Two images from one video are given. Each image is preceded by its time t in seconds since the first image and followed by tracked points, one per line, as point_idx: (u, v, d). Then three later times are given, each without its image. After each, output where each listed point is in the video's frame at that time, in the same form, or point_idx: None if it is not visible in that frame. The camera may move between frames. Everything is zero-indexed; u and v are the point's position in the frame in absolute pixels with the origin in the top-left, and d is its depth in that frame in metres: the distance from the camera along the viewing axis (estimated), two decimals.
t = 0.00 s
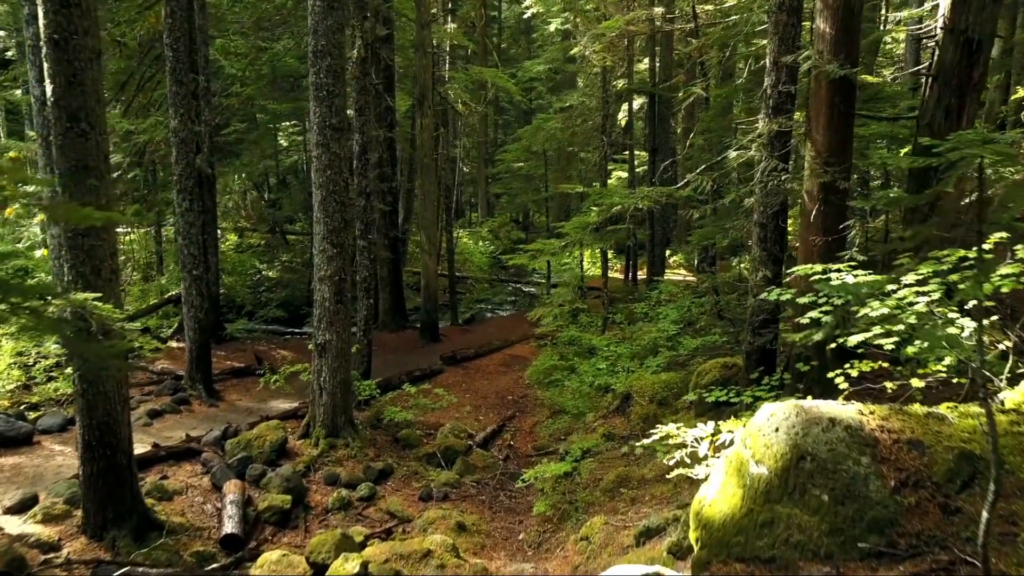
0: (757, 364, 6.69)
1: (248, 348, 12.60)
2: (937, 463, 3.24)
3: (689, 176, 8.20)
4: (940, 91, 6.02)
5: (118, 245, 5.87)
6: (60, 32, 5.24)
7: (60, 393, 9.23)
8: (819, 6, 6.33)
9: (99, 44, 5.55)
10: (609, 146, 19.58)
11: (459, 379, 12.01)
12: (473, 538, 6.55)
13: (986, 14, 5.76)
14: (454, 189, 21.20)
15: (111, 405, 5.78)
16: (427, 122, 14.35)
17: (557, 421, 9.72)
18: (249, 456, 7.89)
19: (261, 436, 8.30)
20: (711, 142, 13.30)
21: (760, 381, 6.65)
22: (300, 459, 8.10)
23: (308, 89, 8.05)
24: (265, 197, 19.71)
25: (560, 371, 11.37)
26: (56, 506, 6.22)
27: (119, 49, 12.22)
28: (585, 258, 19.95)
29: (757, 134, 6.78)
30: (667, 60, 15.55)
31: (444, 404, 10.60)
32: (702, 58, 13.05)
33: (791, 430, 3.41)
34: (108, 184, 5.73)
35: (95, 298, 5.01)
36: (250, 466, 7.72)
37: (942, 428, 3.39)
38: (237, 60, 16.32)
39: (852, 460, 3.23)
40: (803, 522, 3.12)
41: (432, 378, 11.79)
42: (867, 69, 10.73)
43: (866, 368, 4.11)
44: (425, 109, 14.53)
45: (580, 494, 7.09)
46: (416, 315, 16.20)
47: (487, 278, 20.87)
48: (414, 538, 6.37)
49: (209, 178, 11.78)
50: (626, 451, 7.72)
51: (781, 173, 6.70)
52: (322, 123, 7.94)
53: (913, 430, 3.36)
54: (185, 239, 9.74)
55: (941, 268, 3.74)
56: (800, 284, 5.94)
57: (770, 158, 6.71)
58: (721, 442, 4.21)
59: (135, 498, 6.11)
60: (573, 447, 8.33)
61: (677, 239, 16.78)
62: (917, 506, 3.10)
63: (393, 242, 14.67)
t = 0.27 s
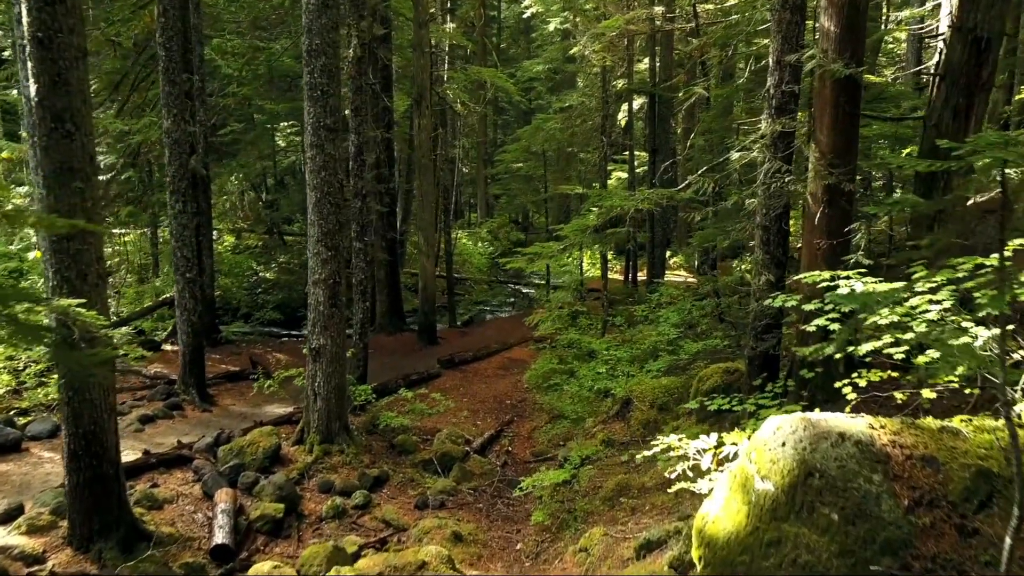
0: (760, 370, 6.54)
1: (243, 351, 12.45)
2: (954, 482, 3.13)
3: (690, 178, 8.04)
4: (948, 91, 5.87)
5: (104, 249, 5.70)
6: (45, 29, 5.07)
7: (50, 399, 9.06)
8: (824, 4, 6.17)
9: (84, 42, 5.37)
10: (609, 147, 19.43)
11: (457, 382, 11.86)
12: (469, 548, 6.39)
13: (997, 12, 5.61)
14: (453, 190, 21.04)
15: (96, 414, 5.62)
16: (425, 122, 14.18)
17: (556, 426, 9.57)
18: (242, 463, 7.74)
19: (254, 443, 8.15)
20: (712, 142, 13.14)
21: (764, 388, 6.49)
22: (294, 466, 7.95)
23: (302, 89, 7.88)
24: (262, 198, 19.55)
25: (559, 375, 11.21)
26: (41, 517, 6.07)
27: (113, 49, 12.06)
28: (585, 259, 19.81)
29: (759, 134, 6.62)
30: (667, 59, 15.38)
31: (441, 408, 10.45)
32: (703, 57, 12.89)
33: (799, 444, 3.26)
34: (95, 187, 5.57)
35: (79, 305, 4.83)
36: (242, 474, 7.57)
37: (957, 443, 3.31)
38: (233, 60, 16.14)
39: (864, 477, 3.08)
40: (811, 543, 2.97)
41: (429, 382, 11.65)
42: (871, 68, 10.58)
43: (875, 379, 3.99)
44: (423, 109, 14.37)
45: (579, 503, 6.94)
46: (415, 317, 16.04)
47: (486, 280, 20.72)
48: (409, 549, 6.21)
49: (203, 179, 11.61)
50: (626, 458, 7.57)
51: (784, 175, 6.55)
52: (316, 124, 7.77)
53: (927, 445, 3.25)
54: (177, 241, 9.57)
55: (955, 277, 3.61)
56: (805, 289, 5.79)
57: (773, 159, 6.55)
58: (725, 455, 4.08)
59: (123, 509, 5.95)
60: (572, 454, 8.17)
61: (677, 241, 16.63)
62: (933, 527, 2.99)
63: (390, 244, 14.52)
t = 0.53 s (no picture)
0: (764, 377, 6.38)
1: (237, 355, 12.27)
2: (974, 505, 3.00)
3: (692, 180, 7.87)
4: (958, 90, 5.72)
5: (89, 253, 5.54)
6: (24, 27, 4.90)
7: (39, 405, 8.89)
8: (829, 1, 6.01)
9: (67, 40, 5.20)
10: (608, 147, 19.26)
11: (454, 386, 11.69)
12: (465, 560, 6.20)
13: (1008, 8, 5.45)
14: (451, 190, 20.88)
15: (81, 423, 5.46)
16: (423, 122, 14.02)
17: (555, 431, 9.40)
18: (234, 470, 7.58)
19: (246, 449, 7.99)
20: (713, 143, 12.97)
21: (767, 395, 6.32)
22: (286, 473, 7.79)
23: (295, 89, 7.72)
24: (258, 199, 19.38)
25: (558, 379, 11.04)
26: (24, 529, 5.91)
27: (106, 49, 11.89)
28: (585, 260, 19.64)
29: (763, 135, 6.45)
30: (667, 59, 15.24)
31: (438, 413, 10.29)
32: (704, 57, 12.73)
33: (808, 462, 3.09)
34: (79, 189, 5.41)
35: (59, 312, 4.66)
36: (233, 481, 7.40)
37: (975, 462, 3.18)
38: (229, 59, 15.98)
39: (878, 499, 2.93)
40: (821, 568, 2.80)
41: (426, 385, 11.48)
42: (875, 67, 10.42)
43: (887, 390, 3.85)
44: (420, 109, 14.21)
45: (578, 513, 6.77)
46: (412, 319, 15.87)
47: (485, 281, 20.55)
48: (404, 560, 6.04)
49: (197, 181, 11.44)
50: (626, 466, 7.40)
51: (789, 177, 6.38)
52: (309, 124, 7.61)
53: (944, 464, 3.12)
54: (169, 243, 9.40)
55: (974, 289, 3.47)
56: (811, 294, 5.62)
57: (777, 161, 6.38)
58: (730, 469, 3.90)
59: (108, 520, 5.79)
60: (571, 461, 8.01)
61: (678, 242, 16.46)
62: (952, 553, 2.86)
63: (387, 245, 14.35)
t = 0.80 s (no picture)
0: (767, 382, 6.23)
1: (233, 358, 12.12)
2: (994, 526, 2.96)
3: (693, 181, 7.72)
4: (966, 89, 5.56)
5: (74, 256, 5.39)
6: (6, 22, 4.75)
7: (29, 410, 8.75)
8: None
9: (51, 37, 5.05)
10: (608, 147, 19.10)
11: (452, 390, 11.55)
12: (462, 569, 6.01)
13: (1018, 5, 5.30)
14: (450, 191, 20.72)
15: (65, 431, 5.32)
16: (421, 122, 13.86)
17: (554, 436, 9.25)
18: (226, 477, 7.43)
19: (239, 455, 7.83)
20: (714, 144, 12.81)
21: (771, 402, 6.17)
22: (280, 480, 7.64)
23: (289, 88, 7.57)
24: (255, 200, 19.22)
25: (557, 383, 10.89)
26: (8, 540, 5.80)
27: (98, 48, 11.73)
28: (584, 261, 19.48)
29: (766, 135, 6.30)
30: (667, 59, 15.07)
31: (436, 418, 10.14)
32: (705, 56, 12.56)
33: (817, 479, 2.97)
34: (63, 190, 5.27)
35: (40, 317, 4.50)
36: (225, 488, 7.26)
37: (994, 480, 3.14)
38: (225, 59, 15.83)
39: (892, 518, 2.81)
40: None
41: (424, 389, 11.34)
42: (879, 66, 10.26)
43: (898, 401, 3.70)
44: (418, 109, 14.05)
45: (577, 521, 6.62)
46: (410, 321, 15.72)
47: (484, 283, 20.39)
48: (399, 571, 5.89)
49: (191, 181, 11.29)
50: (626, 473, 7.26)
51: (793, 178, 6.23)
52: (303, 124, 7.47)
53: (961, 482, 3.06)
54: (162, 245, 9.24)
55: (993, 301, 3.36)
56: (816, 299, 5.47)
57: (781, 161, 6.23)
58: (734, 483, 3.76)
59: (96, 530, 5.65)
60: (570, 468, 7.86)
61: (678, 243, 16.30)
62: None
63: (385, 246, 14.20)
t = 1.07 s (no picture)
0: (770, 388, 6.08)
1: (228, 360, 11.97)
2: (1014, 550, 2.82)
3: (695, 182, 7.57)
4: (976, 88, 5.42)
5: (58, 260, 5.23)
6: None
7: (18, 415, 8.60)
8: None
9: (33, 34, 4.90)
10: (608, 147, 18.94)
11: (450, 393, 11.39)
12: None
13: None
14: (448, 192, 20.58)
15: (49, 440, 5.17)
16: (419, 122, 13.71)
17: (553, 441, 9.09)
18: (218, 483, 7.28)
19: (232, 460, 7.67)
20: (715, 144, 12.65)
21: (774, 409, 6.02)
22: (273, 486, 7.49)
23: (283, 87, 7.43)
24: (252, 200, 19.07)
25: (556, 386, 10.74)
26: None
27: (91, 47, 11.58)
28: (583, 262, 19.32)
29: (770, 135, 6.15)
30: (668, 58, 14.92)
31: (433, 422, 10.00)
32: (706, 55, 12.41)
33: (827, 496, 2.84)
34: (46, 192, 5.12)
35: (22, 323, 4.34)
36: (217, 495, 7.11)
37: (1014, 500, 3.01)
38: (222, 58, 15.67)
39: (908, 540, 2.69)
40: None
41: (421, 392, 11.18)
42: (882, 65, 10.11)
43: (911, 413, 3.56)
44: (415, 109, 13.90)
45: (575, 530, 6.47)
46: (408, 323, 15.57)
47: (483, 284, 20.23)
48: None
49: (186, 182, 11.14)
50: (626, 480, 7.11)
51: (797, 179, 6.08)
52: (297, 123, 7.32)
53: (979, 502, 2.94)
54: (154, 247, 9.09)
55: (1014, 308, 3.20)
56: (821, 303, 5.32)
57: (785, 162, 6.08)
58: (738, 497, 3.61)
59: (81, 541, 5.50)
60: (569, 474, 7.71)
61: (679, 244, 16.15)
62: None
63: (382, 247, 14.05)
